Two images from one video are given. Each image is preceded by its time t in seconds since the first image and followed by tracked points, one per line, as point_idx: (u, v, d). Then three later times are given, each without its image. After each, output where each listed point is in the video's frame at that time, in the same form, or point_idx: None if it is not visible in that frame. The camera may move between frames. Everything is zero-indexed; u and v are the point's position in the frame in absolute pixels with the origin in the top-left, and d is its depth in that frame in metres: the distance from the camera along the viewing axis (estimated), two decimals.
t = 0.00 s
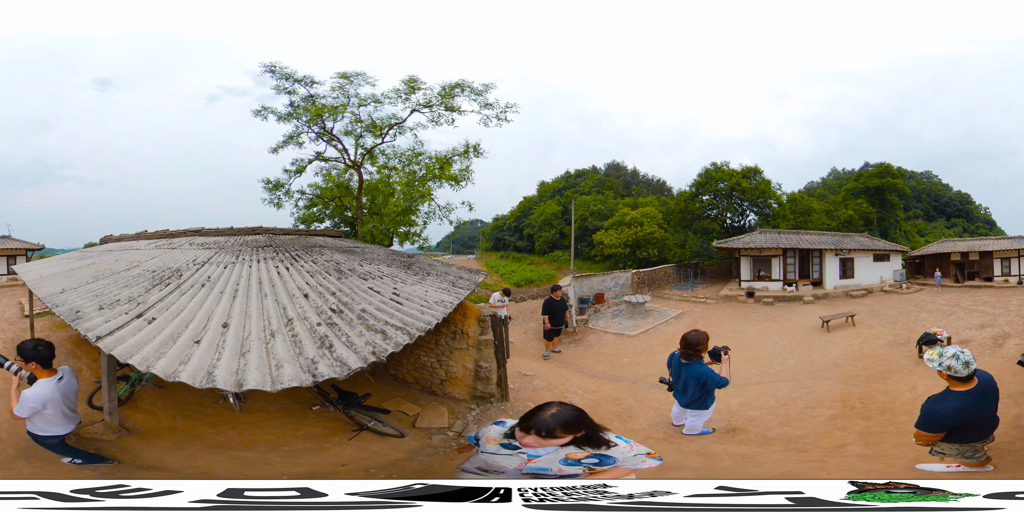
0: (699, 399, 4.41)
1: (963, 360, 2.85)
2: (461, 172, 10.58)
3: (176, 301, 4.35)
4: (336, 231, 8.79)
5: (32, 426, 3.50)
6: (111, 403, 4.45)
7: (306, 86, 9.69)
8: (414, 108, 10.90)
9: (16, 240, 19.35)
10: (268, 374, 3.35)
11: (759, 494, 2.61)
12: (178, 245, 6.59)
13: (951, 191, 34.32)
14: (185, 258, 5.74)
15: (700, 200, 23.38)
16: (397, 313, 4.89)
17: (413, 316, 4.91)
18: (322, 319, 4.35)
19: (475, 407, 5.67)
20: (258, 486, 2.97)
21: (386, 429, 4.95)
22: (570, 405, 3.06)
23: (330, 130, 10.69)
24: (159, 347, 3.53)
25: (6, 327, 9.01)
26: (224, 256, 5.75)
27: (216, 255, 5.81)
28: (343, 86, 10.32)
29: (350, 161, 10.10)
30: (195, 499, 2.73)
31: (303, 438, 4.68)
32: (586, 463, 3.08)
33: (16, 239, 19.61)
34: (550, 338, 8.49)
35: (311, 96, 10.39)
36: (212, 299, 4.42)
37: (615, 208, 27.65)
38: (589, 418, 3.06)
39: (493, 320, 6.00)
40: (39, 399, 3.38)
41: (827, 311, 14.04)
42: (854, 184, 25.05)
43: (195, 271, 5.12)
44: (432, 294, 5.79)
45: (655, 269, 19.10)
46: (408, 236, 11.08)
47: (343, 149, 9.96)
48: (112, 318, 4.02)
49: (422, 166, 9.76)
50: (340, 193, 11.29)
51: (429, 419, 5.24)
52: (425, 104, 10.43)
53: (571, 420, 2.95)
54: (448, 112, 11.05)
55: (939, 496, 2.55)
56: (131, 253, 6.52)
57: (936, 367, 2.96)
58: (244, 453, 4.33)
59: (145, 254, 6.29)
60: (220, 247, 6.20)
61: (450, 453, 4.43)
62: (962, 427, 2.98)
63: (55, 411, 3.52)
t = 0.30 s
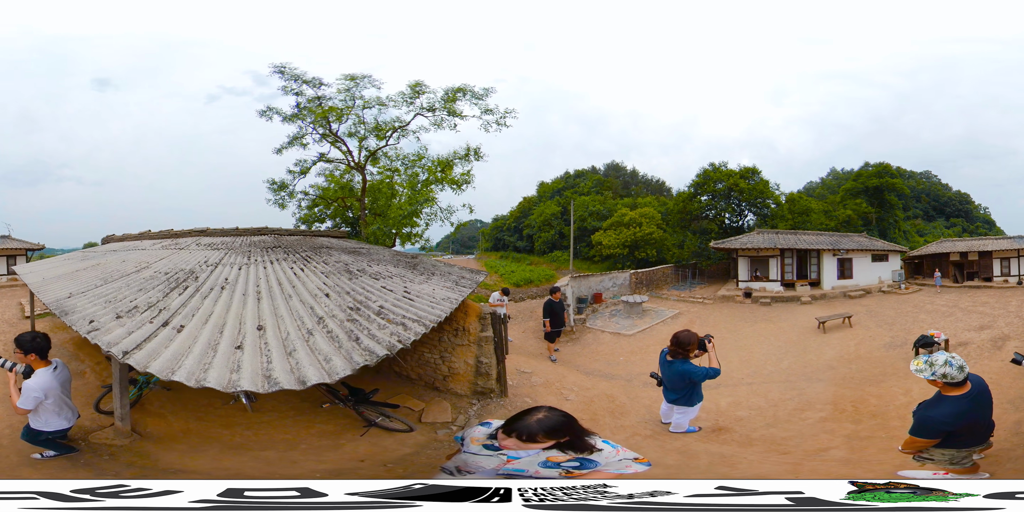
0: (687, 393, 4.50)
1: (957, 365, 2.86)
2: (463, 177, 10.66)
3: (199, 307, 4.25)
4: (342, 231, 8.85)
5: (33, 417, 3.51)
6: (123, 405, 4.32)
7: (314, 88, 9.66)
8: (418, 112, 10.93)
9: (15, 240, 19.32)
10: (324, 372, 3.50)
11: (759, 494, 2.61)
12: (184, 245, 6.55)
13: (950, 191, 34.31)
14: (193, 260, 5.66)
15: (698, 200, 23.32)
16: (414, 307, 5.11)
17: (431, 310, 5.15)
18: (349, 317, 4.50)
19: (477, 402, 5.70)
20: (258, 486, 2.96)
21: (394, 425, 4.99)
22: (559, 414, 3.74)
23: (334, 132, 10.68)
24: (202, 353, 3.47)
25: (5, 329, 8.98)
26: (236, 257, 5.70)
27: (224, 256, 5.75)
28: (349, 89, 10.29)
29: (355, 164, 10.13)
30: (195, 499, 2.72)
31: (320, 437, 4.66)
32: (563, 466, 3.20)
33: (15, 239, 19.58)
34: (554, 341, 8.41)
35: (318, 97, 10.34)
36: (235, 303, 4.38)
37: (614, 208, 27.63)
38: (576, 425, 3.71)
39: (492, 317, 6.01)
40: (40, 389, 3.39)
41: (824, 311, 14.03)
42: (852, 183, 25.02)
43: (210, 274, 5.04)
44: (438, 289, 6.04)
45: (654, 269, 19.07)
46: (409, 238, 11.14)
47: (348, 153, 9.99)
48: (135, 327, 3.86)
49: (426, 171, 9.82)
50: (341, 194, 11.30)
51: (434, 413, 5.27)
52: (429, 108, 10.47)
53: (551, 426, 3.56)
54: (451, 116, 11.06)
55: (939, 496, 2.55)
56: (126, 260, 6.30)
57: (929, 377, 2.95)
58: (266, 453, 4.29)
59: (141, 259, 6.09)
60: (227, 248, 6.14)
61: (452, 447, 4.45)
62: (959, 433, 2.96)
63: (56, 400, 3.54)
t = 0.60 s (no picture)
0: (675, 387, 4.64)
1: (932, 373, 2.86)
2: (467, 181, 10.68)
3: (231, 315, 4.15)
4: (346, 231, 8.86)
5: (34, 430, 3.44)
6: (137, 410, 4.25)
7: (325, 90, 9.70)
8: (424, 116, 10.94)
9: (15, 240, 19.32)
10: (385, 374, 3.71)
11: (759, 494, 2.60)
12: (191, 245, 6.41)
13: (948, 191, 34.30)
14: (204, 261, 5.49)
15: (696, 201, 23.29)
16: (434, 303, 5.42)
17: (450, 307, 5.42)
18: (383, 317, 4.76)
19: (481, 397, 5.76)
20: (259, 485, 2.96)
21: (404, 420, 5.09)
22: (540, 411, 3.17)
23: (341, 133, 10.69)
24: (262, 366, 3.50)
25: (5, 332, 8.98)
26: (249, 259, 5.61)
27: (237, 257, 5.66)
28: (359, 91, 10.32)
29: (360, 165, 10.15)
30: (196, 499, 2.72)
31: (343, 433, 4.72)
32: (541, 467, 3.21)
33: (15, 238, 19.57)
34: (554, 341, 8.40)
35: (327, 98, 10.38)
36: (269, 308, 4.38)
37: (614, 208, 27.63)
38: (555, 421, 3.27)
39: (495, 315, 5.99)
40: (43, 401, 3.36)
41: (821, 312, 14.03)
42: (850, 183, 24.99)
43: (229, 278, 4.91)
44: (447, 286, 6.34)
45: (652, 270, 19.07)
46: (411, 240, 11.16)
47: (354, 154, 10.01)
48: (166, 343, 3.60)
49: (430, 175, 9.83)
50: (345, 195, 11.28)
51: (442, 408, 5.33)
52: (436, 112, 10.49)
53: (533, 425, 3.03)
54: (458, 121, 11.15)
55: (939, 496, 2.55)
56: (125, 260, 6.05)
57: (904, 390, 2.92)
58: (295, 453, 4.31)
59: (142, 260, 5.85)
60: (235, 249, 6.01)
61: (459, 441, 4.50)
62: (948, 441, 2.93)
63: (58, 412, 3.49)
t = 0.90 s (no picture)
0: (667, 384, 4.67)
1: (904, 391, 2.81)
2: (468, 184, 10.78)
3: (253, 321, 4.10)
4: (350, 232, 8.84)
5: (38, 438, 3.43)
6: (146, 414, 4.15)
7: (331, 92, 9.82)
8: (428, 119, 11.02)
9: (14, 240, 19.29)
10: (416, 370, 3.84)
11: (759, 494, 2.61)
12: (196, 247, 6.33)
13: (949, 190, 34.30)
14: (212, 263, 5.40)
15: (694, 201, 23.27)
16: (445, 301, 5.55)
17: (461, 304, 5.52)
18: (402, 315, 4.85)
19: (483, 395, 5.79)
20: (259, 485, 2.95)
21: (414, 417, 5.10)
22: (517, 425, 3.94)
23: (346, 134, 10.73)
24: (300, 369, 3.54)
25: (4, 333, 8.98)
26: (259, 261, 5.56)
27: (245, 259, 5.59)
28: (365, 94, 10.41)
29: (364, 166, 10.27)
30: (195, 499, 2.72)
31: (356, 431, 4.72)
32: (516, 468, 3.40)
33: (15, 238, 19.53)
34: (555, 341, 8.43)
35: (334, 99, 10.41)
36: (290, 312, 4.39)
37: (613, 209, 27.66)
38: (537, 430, 4.00)
39: (497, 314, 6.00)
40: (48, 405, 3.38)
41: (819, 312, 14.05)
42: (849, 183, 24.97)
43: (243, 281, 4.84)
44: (451, 284, 6.46)
45: (651, 270, 19.09)
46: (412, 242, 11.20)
47: (359, 156, 10.11)
48: (193, 355, 3.47)
49: (434, 180, 9.96)
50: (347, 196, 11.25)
51: (448, 405, 5.35)
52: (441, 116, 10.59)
53: (509, 432, 3.82)
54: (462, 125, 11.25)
55: (939, 496, 2.54)
56: (126, 263, 5.88)
57: (871, 406, 2.87)
58: (313, 453, 4.29)
59: (143, 262, 5.68)
60: (241, 252, 5.94)
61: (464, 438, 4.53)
62: (921, 457, 2.83)
63: (62, 416, 3.51)
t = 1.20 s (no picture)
0: (659, 381, 4.66)
1: (824, 427, 4.01)
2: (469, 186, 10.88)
3: (275, 321, 4.09)
4: (353, 232, 8.80)
5: (23, 446, 3.37)
6: (158, 419, 4.05)
7: (336, 94, 9.86)
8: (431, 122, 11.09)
9: (14, 240, 19.30)
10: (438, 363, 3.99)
11: (759, 494, 2.60)
12: (202, 247, 6.30)
13: (949, 190, 34.30)
14: (221, 264, 5.32)
15: (694, 201, 23.26)
16: (451, 298, 5.68)
17: (467, 301, 5.66)
18: (416, 312, 4.96)
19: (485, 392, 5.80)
20: (259, 485, 2.95)
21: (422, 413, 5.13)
22: (502, 421, 4.17)
23: (349, 135, 10.74)
24: (332, 365, 3.63)
25: (4, 333, 8.95)
26: (269, 261, 5.54)
27: (254, 259, 5.56)
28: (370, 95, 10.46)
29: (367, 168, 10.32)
30: (195, 499, 2.72)
31: (366, 429, 4.70)
32: (501, 463, 3.45)
33: (14, 238, 19.52)
34: (555, 339, 8.42)
35: (339, 100, 10.42)
36: (309, 311, 4.42)
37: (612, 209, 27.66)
38: (521, 427, 4.17)
39: (497, 313, 6.01)
40: (38, 412, 3.34)
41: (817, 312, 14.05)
42: (848, 183, 24.97)
43: (256, 282, 4.81)
44: (453, 283, 6.55)
45: (649, 270, 19.09)
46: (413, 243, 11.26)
47: (362, 158, 10.17)
48: (227, 356, 3.47)
49: (436, 183, 10.04)
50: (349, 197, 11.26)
51: (451, 402, 5.36)
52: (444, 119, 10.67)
53: (493, 430, 4.02)
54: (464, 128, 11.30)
55: (939, 496, 2.54)
56: (129, 264, 5.77)
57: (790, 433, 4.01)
58: (326, 452, 4.28)
59: (147, 264, 5.56)
60: (247, 252, 5.90)
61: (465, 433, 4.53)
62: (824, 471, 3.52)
63: (52, 421, 3.48)
